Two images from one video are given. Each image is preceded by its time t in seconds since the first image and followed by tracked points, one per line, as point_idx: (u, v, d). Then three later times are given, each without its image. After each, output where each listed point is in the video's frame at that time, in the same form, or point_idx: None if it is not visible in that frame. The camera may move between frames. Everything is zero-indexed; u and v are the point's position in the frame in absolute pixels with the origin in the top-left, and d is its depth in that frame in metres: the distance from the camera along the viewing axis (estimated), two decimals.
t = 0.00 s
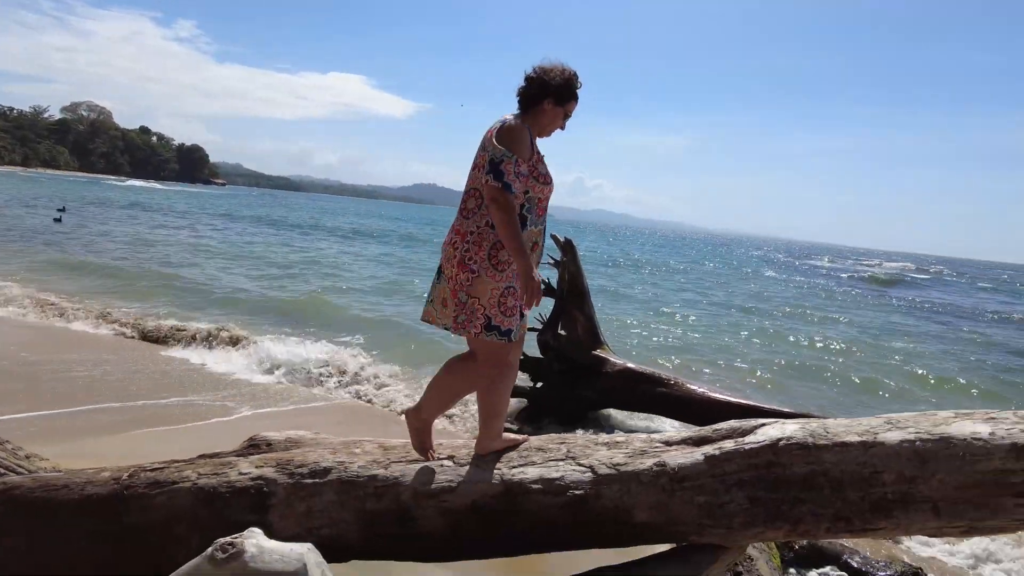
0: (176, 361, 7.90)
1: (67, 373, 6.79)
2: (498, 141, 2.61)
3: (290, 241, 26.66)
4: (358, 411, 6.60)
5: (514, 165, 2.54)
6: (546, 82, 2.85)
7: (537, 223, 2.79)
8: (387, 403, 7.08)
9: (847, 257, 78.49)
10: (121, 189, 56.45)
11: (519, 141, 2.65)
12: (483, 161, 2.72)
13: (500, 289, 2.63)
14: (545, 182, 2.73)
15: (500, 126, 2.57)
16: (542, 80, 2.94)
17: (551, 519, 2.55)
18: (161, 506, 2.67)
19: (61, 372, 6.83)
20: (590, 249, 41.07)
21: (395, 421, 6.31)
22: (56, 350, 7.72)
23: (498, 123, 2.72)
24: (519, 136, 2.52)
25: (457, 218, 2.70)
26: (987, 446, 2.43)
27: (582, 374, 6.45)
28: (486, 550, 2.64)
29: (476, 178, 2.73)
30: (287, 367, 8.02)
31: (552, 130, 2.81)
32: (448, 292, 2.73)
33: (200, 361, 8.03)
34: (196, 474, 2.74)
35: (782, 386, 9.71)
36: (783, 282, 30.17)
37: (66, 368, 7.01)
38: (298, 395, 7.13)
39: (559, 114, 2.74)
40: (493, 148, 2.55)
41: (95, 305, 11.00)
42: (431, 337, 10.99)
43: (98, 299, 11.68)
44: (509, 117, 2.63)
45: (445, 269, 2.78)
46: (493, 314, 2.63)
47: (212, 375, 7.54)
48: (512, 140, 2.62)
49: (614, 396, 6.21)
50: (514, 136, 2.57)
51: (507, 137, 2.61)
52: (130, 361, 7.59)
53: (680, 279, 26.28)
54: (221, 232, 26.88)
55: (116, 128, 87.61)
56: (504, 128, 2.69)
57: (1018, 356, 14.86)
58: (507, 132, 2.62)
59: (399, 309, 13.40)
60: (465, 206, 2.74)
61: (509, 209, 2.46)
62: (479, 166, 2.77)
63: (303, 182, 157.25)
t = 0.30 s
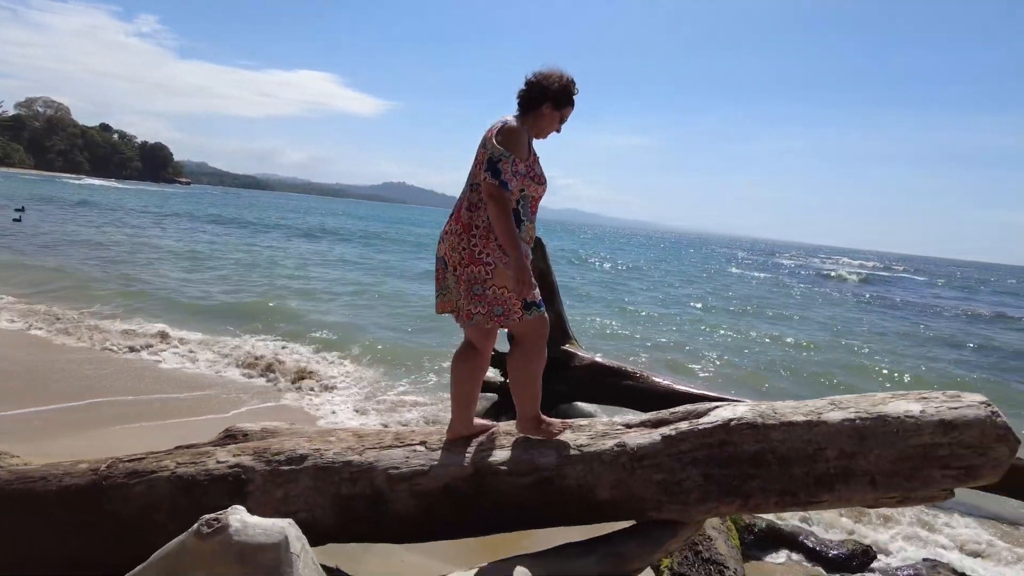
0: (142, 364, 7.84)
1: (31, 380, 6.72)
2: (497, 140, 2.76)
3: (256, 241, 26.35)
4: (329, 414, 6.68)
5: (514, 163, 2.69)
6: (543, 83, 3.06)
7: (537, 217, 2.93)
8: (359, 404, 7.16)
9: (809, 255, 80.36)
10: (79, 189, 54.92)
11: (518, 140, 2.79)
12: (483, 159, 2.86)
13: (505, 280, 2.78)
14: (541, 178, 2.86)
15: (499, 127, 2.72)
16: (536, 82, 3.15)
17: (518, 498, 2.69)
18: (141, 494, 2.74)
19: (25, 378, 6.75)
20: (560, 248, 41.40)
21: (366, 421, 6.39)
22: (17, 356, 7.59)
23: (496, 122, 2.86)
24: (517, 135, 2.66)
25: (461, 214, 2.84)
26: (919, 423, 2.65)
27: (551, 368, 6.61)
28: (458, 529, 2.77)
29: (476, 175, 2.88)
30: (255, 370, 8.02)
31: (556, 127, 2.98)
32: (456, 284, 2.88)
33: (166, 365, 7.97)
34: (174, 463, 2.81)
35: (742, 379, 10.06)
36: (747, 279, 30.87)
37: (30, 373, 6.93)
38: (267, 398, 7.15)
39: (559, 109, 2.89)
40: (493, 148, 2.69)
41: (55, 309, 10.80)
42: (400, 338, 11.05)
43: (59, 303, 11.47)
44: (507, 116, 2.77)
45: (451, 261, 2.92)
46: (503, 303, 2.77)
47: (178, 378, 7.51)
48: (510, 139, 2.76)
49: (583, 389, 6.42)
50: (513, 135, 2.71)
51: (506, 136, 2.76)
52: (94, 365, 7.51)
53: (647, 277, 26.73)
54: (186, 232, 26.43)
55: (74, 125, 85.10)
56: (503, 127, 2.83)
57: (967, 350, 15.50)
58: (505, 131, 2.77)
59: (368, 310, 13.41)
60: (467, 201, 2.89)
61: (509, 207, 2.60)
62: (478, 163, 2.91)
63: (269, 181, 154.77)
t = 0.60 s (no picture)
0: (98, 372, 7.70)
1: None
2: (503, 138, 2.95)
3: (212, 242, 25.81)
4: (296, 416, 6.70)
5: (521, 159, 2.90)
6: (537, 83, 3.43)
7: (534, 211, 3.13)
8: (326, 405, 7.19)
9: (766, 249, 82.21)
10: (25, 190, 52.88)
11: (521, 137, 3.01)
12: (486, 156, 3.05)
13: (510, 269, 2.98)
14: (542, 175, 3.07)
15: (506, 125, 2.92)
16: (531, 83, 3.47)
17: (484, 479, 2.83)
18: (112, 488, 2.78)
19: None
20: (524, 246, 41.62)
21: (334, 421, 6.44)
22: None
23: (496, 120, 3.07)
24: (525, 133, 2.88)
25: (466, 207, 3.01)
26: (855, 399, 2.86)
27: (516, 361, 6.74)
28: (427, 511, 2.89)
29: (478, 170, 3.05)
30: (215, 374, 7.95)
31: (552, 122, 3.32)
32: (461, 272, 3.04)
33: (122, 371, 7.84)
34: (145, 457, 2.86)
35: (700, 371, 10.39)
36: (707, 274, 31.60)
37: None
38: (233, 401, 7.13)
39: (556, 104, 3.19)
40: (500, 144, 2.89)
41: (2, 316, 10.47)
42: (362, 339, 11.05)
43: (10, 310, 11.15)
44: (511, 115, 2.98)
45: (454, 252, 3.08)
46: (507, 291, 2.97)
47: (138, 384, 7.41)
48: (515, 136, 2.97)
49: (547, 381, 6.49)
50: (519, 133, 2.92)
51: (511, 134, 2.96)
52: (49, 375, 7.36)
53: (610, 273, 27.13)
54: (142, 234, 25.79)
55: (18, 123, 81.77)
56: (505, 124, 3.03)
57: (911, 339, 16.17)
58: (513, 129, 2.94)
59: (329, 312, 13.34)
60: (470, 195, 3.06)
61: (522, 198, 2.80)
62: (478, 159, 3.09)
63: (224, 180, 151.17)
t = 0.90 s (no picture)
0: (45, 374, 7.52)
1: None
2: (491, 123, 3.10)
3: (163, 237, 25.13)
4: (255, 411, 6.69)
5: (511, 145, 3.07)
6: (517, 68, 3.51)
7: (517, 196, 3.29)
8: (287, 401, 7.20)
9: (721, 238, 84.03)
10: None
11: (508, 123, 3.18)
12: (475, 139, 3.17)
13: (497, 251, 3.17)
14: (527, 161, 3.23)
15: (495, 111, 3.07)
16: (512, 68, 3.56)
17: (444, 460, 2.95)
18: (74, 482, 2.80)
19: None
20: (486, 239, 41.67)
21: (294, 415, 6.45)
22: None
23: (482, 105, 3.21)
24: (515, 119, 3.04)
25: (455, 192, 3.16)
26: (790, 373, 3.06)
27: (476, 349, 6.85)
28: (389, 493, 2.99)
29: (466, 155, 3.20)
30: (169, 373, 7.85)
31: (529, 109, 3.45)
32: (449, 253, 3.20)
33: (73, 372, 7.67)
34: (106, 451, 2.88)
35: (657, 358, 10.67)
36: (665, 263, 32.23)
37: None
38: (191, 399, 7.07)
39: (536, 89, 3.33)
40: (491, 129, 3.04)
41: None
42: (322, 335, 11.00)
43: None
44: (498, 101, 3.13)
45: (443, 235, 3.24)
46: (494, 272, 3.16)
47: (91, 386, 7.27)
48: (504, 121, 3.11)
49: (508, 369, 6.60)
50: (508, 120, 3.08)
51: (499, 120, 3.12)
52: None
53: (570, 263, 27.44)
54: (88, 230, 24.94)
55: None
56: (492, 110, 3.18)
57: (856, 324, 16.80)
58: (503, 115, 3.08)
59: (287, 308, 13.20)
60: (458, 179, 3.21)
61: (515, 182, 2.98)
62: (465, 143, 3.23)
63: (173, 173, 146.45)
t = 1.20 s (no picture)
0: None
1: None
2: (453, 117, 3.15)
3: (118, 233, 24.50)
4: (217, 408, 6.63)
5: (474, 138, 3.12)
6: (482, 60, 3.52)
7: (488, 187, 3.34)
8: (249, 399, 7.15)
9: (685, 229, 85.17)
10: None
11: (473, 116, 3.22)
12: (441, 136, 3.22)
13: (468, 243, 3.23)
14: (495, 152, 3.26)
15: (455, 106, 3.11)
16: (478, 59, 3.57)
17: (407, 449, 3.03)
18: (33, 481, 2.80)
19: None
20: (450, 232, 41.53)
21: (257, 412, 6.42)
22: None
23: (446, 100, 3.25)
24: (474, 113, 3.08)
25: (424, 188, 3.23)
26: (737, 358, 3.22)
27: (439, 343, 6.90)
28: (353, 483, 3.06)
29: (433, 152, 3.26)
30: (127, 375, 7.71)
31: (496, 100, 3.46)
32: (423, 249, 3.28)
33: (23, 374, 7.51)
34: (65, 449, 2.87)
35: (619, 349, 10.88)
36: (628, 254, 32.61)
37: None
38: (150, 399, 6.97)
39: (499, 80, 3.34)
40: (451, 124, 3.09)
41: None
42: (284, 333, 10.90)
43: None
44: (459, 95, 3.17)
45: (417, 231, 3.32)
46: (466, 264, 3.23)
47: (45, 388, 7.10)
48: (467, 116, 3.15)
49: (471, 361, 6.68)
50: (469, 114, 3.12)
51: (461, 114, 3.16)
52: None
53: (534, 255, 27.61)
54: (36, 226, 24.08)
55: None
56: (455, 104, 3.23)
57: (812, 313, 17.21)
58: (464, 110, 3.12)
59: (246, 306, 13.01)
60: (428, 175, 3.28)
61: (477, 175, 3.03)
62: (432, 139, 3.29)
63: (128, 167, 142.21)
